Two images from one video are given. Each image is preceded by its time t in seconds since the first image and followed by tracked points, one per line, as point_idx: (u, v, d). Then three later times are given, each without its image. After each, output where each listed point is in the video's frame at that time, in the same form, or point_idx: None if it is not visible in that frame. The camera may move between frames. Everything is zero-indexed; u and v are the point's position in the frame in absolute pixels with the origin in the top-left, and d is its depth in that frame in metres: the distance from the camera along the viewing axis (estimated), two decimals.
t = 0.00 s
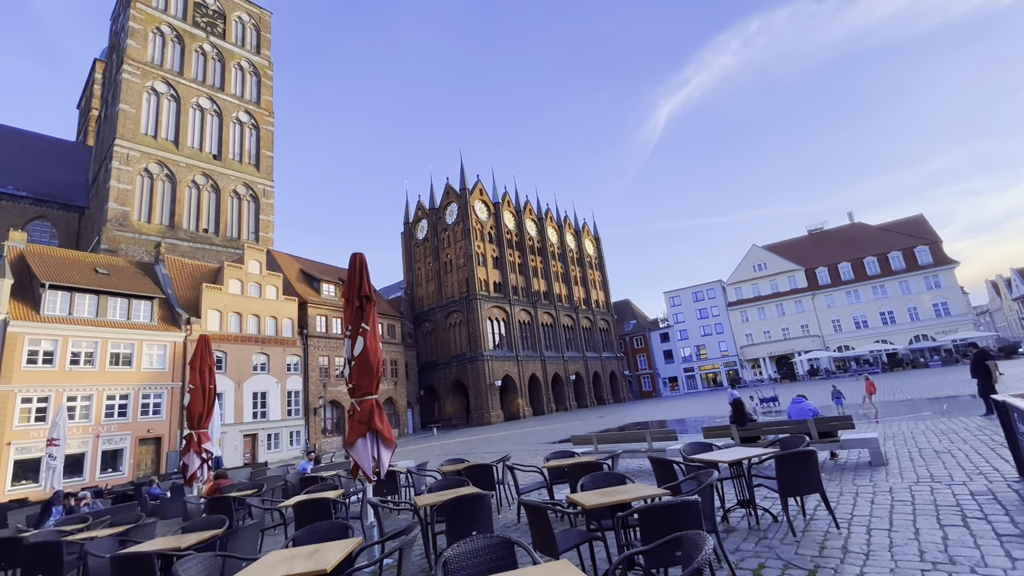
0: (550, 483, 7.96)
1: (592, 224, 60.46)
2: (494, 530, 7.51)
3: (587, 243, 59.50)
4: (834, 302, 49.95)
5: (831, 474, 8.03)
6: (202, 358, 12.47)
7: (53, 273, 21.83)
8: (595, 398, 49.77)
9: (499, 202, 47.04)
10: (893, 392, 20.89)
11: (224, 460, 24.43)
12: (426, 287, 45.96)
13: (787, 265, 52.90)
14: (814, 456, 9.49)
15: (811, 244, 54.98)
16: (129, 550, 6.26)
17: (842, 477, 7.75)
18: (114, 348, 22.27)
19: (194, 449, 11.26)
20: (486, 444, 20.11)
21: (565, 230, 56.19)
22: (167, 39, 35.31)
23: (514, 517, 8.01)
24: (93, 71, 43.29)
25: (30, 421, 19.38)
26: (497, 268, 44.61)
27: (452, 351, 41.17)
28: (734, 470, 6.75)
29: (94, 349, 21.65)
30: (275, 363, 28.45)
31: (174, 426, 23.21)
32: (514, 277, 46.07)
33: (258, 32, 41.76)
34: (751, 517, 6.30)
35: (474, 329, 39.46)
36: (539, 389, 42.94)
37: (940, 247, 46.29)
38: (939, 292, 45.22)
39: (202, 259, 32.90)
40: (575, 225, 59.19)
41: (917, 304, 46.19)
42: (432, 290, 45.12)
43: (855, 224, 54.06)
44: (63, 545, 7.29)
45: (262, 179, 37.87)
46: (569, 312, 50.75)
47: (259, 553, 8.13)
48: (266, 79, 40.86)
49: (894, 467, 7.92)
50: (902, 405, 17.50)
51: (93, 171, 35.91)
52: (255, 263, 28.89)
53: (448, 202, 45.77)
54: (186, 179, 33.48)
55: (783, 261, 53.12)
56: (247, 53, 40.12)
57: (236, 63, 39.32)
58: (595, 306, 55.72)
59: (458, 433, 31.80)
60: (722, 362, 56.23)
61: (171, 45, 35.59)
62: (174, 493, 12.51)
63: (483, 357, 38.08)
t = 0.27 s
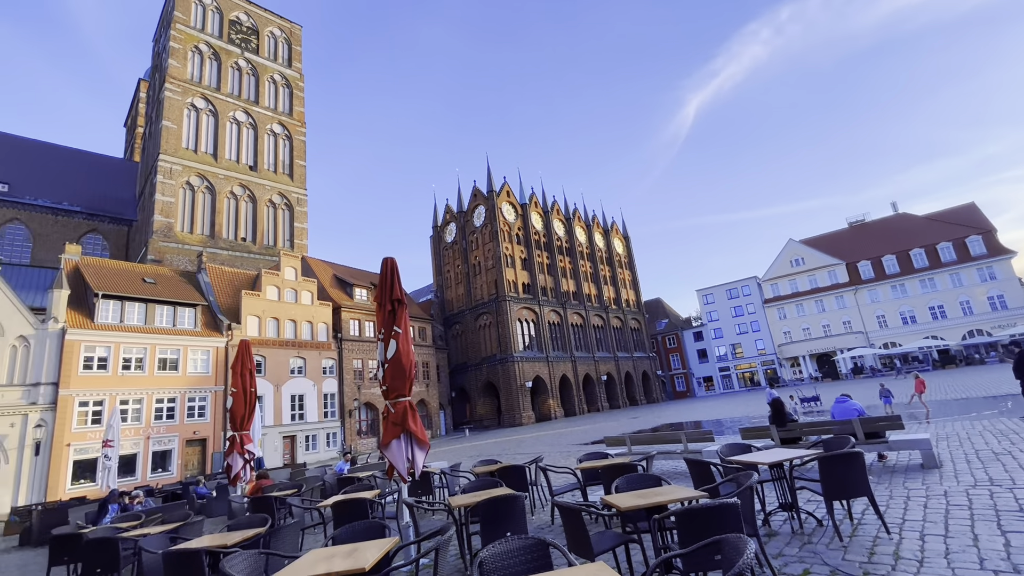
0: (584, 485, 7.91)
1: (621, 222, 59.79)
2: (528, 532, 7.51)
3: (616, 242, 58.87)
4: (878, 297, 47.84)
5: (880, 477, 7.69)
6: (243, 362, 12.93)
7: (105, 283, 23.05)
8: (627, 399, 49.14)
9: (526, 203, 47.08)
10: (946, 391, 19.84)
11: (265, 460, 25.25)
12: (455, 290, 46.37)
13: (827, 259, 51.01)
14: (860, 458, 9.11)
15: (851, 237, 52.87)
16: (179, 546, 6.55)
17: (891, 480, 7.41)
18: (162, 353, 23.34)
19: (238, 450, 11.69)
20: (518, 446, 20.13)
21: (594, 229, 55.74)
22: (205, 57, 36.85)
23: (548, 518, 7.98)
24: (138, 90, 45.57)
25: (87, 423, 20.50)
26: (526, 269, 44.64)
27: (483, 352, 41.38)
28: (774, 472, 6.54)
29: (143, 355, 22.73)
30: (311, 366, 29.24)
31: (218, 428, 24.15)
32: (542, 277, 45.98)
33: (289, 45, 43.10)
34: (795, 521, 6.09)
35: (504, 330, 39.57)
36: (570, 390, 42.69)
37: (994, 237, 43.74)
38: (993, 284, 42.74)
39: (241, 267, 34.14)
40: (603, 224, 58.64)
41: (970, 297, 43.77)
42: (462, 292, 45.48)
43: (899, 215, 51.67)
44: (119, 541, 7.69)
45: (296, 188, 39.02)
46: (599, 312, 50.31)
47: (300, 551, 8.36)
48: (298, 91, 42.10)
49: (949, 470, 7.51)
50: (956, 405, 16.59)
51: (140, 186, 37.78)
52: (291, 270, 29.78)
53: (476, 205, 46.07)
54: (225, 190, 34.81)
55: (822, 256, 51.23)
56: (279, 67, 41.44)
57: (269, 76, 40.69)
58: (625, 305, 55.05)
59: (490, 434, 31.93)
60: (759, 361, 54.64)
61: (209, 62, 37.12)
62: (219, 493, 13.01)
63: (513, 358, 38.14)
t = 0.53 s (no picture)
0: (616, 486, 7.83)
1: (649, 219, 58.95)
2: (561, 532, 7.49)
3: (645, 240, 58.06)
4: (924, 291, 45.67)
5: (930, 479, 7.34)
6: (279, 364, 13.32)
7: (150, 290, 24.16)
8: (659, 398, 48.38)
9: (552, 203, 46.95)
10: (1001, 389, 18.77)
11: (302, 460, 25.94)
12: (483, 291, 46.60)
13: (867, 252, 49.03)
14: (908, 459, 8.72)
15: (893, 229, 50.69)
16: (224, 542, 6.80)
17: (943, 482, 7.06)
18: (203, 357, 24.27)
19: (276, 450, 12.05)
20: (549, 446, 20.07)
21: (621, 227, 55.12)
22: (239, 70, 38.21)
23: (580, 519, 7.93)
24: (178, 105, 47.59)
25: (136, 424, 21.50)
26: (553, 268, 44.51)
27: (511, 352, 41.44)
28: (816, 474, 6.32)
29: (187, 359, 23.70)
30: (344, 368, 29.88)
31: (257, 428, 24.93)
32: (570, 277, 45.75)
33: (318, 56, 44.20)
34: (838, 524, 5.87)
35: (532, 330, 39.55)
36: (600, 390, 42.32)
37: None
38: None
39: (276, 272, 35.19)
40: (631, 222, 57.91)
41: None
42: (490, 293, 45.67)
43: (945, 204, 49.24)
44: (168, 536, 8.03)
45: (327, 194, 39.97)
46: (628, 311, 49.71)
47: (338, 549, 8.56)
48: (327, 99, 43.10)
49: (1006, 472, 7.10)
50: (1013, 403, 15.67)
51: (181, 196, 39.44)
52: (323, 274, 30.51)
53: (502, 206, 46.21)
54: (260, 198, 35.98)
55: (862, 248, 49.28)
56: (309, 77, 42.56)
57: (299, 86, 41.85)
58: (655, 303, 54.23)
59: (521, 434, 31.96)
60: (797, 359, 52.94)
61: (242, 75, 38.45)
62: (260, 491, 13.45)
63: (542, 358, 38.06)
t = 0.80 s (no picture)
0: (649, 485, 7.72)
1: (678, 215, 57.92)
2: (593, 532, 7.43)
3: (673, 235, 57.08)
4: (972, 283, 43.47)
5: (984, 480, 6.97)
6: (313, 365, 13.64)
7: (190, 295, 25.15)
8: (690, 397, 47.50)
9: (578, 200, 46.64)
10: None
11: (336, 458, 26.53)
12: (510, 290, 46.65)
13: (910, 243, 46.97)
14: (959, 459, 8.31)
15: (938, 219, 48.39)
16: (264, 537, 7.02)
17: (998, 484, 6.70)
18: (241, 358, 25.09)
19: (312, 448, 12.37)
20: (579, 445, 19.95)
21: (649, 223, 54.32)
22: (269, 80, 39.34)
23: (613, 518, 7.86)
24: (212, 116, 49.33)
25: (180, 423, 22.42)
26: (580, 267, 44.22)
27: (539, 352, 41.36)
28: (859, 474, 6.09)
29: (225, 361, 24.56)
30: (375, 368, 30.40)
31: (293, 428, 25.63)
32: (597, 275, 45.36)
33: (344, 62, 45.02)
34: (885, 527, 5.64)
35: (560, 329, 39.39)
36: (630, 389, 41.84)
37: None
38: None
39: (308, 275, 36.10)
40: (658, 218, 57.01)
41: None
42: (517, 292, 45.69)
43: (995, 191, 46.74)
44: (212, 531, 8.34)
45: (355, 198, 40.73)
46: (658, 308, 48.97)
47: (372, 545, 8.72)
48: (354, 104, 43.89)
49: None
50: None
51: (217, 204, 40.88)
52: (353, 277, 31.12)
53: (527, 205, 46.15)
54: (291, 204, 36.97)
55: (904, 240, 47.24)
56: (336, 84, 43.43)
57: (327, 93, 42.76)
58: (685, 300, 53.25)
59: (550, 434, 31.89)
60: (835, 355, 51.15)
61: (273, 84, 39.56)
62: (297, 489, 13.82)
63: (570, 357, 37.88)
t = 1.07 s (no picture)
0: (680, 484, 7.59)
1: (706, 209, 56.77)
2: (624, 530, 7.35)
3: (701, 230, 55.95)
4: None
5: None
6: (344, 364, 13.92)
7: (226, 298, 26.01)
8: (722, 394, 46.54)
9: (603, 196, 46.21)
10: None
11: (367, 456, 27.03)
12: (536, 288, 46.58)
13: (955, 233, 44.88)
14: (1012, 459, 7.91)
15: (985, 206, 46.10)
16: (300, 533, 7.20)
17: None
18: (275, 358, 25.82)
19: (344, 446, 12.65)
20: (608, 443, 19.81)
21: (676, 217, 53.38)
22: (297, 87, 40.30)
23: (644, 517, 7.76)
24: (244, 124, 50.83)
25: (218, 422, 23.23)
26: (606, 263, 43.83)
27: (566, 349, 41.19)
28: (904, 474, 5.85)
29: (260, 361, 25.31)
30: (404, 367, 30.84)
31: (325, 426, 26.23)
32: (624, 271, 44.85)
33: (369, 66, 45.62)
34: (932, 529, 5.40)
35: (586, 327, 39.12)
36: (658, 386, 41.28)
37: None
38: None
39: (338, 276, 36.86)
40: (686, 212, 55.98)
41: None
42: (542, 290, 45.59)
43: None
44: (251, 526, 8.62)
45: (382, 200, 41.34)
46: (686, 304, 48.11)
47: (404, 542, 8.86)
48: (379, 108, 44.52)
49: None
50: None
51: (249, 209, 42.12)
52: (381, 277, 31.61)
53: (551, 202, 45.98)
54: (320, 207, 37.82)
55: (948, 229, 45.18)
56: (361, 88, 44.12)
57: (352, 98, 43.49)
58: (715, 296, 52.16)
59: (578, 432, 31.73)
60: (874, 350, 49.28)
61: (301, 91, 40.51)
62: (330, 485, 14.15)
63: (598, 354, 37.62)
